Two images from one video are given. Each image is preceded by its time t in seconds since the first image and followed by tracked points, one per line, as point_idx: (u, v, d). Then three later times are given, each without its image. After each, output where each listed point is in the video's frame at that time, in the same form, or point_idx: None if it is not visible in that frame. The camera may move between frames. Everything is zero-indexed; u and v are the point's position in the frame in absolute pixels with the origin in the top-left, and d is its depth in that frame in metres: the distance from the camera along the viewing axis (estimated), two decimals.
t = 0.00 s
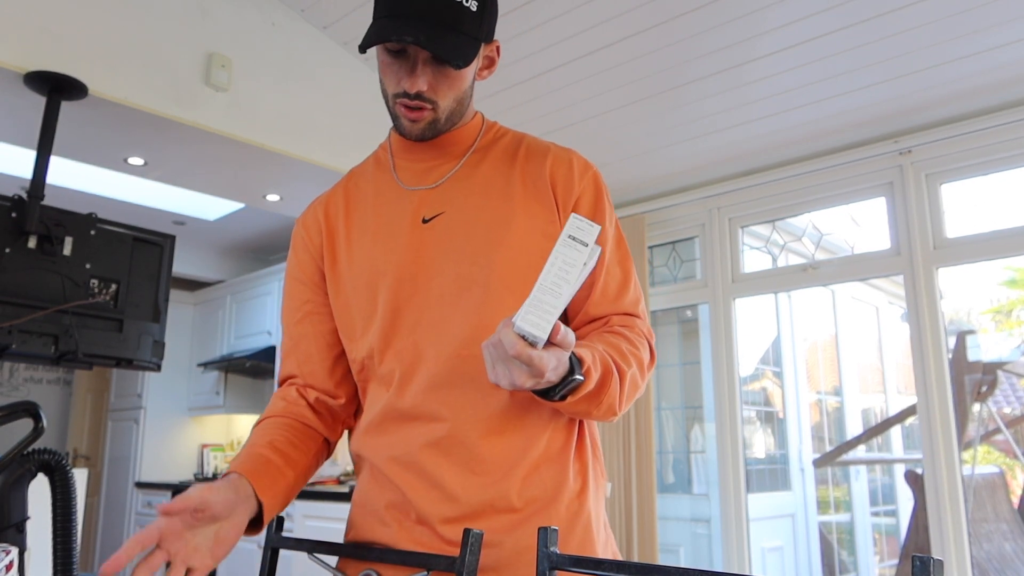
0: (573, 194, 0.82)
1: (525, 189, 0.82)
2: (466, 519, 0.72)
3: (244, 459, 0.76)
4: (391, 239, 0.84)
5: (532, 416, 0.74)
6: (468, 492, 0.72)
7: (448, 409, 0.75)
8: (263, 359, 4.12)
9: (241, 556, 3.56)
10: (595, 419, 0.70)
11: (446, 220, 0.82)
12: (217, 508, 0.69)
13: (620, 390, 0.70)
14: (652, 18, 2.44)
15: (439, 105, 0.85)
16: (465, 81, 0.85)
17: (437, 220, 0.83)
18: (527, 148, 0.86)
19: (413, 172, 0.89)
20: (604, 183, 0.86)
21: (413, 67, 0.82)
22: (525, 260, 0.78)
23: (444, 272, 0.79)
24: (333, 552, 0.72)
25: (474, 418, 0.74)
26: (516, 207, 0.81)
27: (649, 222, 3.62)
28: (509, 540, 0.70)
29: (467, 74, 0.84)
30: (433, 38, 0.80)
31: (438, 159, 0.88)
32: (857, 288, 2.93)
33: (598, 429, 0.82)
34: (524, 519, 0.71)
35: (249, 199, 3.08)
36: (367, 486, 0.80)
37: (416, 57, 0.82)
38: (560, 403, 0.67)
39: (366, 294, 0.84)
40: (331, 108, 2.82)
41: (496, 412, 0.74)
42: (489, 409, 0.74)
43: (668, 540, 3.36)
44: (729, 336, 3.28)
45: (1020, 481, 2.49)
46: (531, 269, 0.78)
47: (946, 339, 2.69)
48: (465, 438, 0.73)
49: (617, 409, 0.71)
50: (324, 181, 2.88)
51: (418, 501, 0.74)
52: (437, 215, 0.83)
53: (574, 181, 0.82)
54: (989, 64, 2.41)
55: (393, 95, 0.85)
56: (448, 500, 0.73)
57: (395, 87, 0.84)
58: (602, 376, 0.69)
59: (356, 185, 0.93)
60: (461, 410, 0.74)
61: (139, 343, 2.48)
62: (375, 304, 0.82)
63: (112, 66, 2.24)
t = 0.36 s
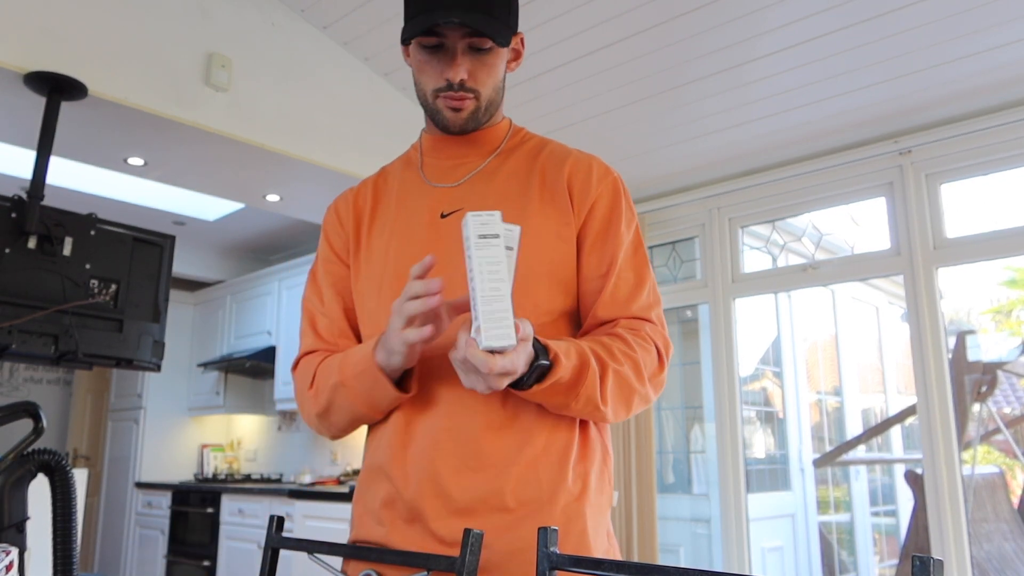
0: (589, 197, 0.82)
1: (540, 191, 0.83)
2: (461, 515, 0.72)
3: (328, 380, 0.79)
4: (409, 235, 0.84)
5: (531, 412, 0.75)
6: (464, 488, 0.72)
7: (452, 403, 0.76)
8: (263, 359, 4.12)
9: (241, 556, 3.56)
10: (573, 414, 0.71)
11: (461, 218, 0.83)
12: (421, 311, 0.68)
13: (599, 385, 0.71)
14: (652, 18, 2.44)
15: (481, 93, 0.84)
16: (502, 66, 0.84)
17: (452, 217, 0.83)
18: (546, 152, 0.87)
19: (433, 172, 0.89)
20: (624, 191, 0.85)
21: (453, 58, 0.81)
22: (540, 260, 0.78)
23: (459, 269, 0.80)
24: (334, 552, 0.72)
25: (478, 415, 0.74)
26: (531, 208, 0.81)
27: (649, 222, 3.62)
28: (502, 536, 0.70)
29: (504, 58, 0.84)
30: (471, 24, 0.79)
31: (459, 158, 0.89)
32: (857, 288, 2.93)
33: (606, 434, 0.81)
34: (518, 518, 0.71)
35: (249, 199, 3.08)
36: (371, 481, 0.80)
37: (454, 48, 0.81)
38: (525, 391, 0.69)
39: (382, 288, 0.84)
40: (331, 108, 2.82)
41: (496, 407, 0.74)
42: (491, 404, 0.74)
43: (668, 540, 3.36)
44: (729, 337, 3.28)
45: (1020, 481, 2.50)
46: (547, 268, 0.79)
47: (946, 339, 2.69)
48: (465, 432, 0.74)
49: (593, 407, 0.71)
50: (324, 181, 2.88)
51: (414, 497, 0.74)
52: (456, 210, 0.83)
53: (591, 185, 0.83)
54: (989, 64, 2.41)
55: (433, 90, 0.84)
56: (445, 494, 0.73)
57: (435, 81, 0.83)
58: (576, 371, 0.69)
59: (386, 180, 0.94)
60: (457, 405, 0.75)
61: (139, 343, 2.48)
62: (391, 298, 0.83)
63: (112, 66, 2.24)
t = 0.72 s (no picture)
0: (599, 202, 0.82)
1: (550, 194, 0.83)
2: (466, 514, 0.72)
3: (346, 363, 0.77)
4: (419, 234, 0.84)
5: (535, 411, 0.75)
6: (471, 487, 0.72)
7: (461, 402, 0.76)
8: (263, 359, 4.12)
9: (241, 556, 3.56)
10: (585, 401, 0.72)
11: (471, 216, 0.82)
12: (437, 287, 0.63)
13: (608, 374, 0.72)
14: (652, 18, 2.44)
15: (486, 89, 0.83)
16: (507, 65, 0.84)
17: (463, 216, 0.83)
18: (558, 157, 0.86)
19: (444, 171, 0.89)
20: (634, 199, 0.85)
21: (455, 56, 0.82)
22: (547, 262, 0.79)
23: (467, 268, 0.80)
24: (334, 552, 0.72)
25: (484, 415, 0.74)
26: (541, 210, 0.81)
27: (649, 222, 3.62)
28: (508, 536, 0.70)
29: (508, 57, 0.84)
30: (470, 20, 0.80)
31: (470, 158, 0.89)
32: (857, 288, 2.93)
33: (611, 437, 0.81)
34: (524, 518, 0.71)
35: (249, 200, 3.08)
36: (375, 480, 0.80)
37: (456, 46, 0.82)
38: (533, 377, 0.69)
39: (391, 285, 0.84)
40: (331, 108, 2.82)
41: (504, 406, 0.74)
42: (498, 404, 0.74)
43: (668, 540, 3.36)
44: (729, 337, 3.28)
45: (1020, 482, 2.50)
46: (554, 271, 0.79)
47: (946, 339, 2.69)
48: (472, 431, 0.74)
49: (603, 397, 0.72)
50: (324, 181, 2.88)
51: (419, 498, 0.73)
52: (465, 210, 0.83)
53: (602, 190, 0.83)
54: (989, 64, 2.41)
55: (438, 89, 0.84)
56: (452, 494, 0.73)
57: (439, 80, 0.83)
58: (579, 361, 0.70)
59: (396, 177, 0.94)
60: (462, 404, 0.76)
61: (139, 343, 2.48)
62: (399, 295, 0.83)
63: (112, 66, 2.24)
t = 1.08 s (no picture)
0: (593, 205, 0.82)
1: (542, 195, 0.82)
2: (461, 514, 0.72)
3: (304, 402, 0.80)
4: (411, 235, 0.84)
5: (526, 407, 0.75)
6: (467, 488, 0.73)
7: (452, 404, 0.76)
8: (263, 359, 4.12)
9: (241, 556, 3.56)
10: (632, 397, 0.74)
11: (462, 218, 0.83)
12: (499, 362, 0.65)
13: (647, 368, 0.75)
14: (652, 19, 2.44)
15: (458, 96, 0.84)
16: (476, 68, 0.84)
17: (452, 218, 0.83)
18: (549, 158, 0.87)
19: (433, 174, 0.90)
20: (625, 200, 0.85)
21: (422, 67, 0.82)
22: (538, 263, 0.78)
23: (458, 272, 0.79)
24: (334, 552, 0.72)
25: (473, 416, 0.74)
26: (534, 211, 0.81)
27: (649, 222, 3.62)
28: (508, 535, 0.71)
29: (476, 60, 0.83)
30: (429, 29, 0.79)
31: (457, 163, 0.89)
32: (857, 288, 2.93)
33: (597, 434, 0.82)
34: (522, 517, 0.72)
35: (249, 200, 3.08)
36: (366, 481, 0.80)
37: (421, 57, 0.82)
38: (592, 379, 0.71)
39: (378, 289, 0.83)
40: (331, 108, 2.82)
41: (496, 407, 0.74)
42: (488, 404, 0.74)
43: (668, 540, 3.36)
44: (729, 335, 3.29)
45: (1020, 481, 2.50)
46: (547, 274, 0.79)
47: (946, 339, 2.69)
48: (463, 432, 0.74)
49: (644, 394, 0.75)
50: (324, 181, 2.88)
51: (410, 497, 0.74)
52: (456, 212, 0.83)
53: (594, 192, 0.83)
54: (989, 64, 2.41)
55: (412, 101, 0.85)
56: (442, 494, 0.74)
57: (411, 92, 0.84)
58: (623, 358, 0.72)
59: (383, 181, 0.94)
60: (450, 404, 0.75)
61: (139, 343, 2.48)
62: (387, 300, 0.82)
63: (112, 66, 2.24)
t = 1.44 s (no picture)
0: (568, 206, 0.82)
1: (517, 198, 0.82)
2: (444, 514, 0.73)
3: (276, 413, 0.81)
4: (388, 242, 0.84)
5: (509, 411, 0.75)
6: (452, 490, 0.73)
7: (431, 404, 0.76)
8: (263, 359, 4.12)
9: (241, 556, 3.56)
10: (617, 398, 0.74)
11: (439, 224, 0.82)
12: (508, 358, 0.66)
13: (632, 368, 0.75)
14: (652, 19, 2.44)
15: (439, 105, 0.84)
16: (457, 77, 0.84)
17: (430, 223, 0.83)
18: (524, 161, 0.86)
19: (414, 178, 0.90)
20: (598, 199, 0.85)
21: (404, 77, 0.82)
22: (515, 267, 0.78)
23: (435, 276, 0.79)
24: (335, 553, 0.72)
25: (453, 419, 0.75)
26: (508, 215, 0.81)
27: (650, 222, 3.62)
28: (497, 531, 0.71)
29: (456, 70, 0.84)
30: (411, 41, 0.79)
31: (433, 168, 0.89)
32: (857, 288, 2.93)
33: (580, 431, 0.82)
34: (510, 516, 0.72)
35: (249, 200, 3.08)
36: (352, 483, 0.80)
37: (403, 67, 0.82)
38: (582, 381, 0.71)
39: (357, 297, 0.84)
40: (331, 108, 2.82)
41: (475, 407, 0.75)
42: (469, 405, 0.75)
43: (668, 540, 3.36)
44: (729, 335, 3.28)
45: (1020, 482, 2.50)
46: (522, 278, 0.79)
47: (946, 339, 2.69)
48: (447, 433, 0.74)
49: (629, 395, 0.75)
50: (323, 181, 2.88)
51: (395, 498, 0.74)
52: (433, 218, 0.83)
53: (569, 193, 0.83)
54: (988, 64, 2.41)
55: (393, 109, 0.85)
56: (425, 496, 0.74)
57: (393, 101, 0.84)
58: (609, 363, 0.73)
59: (361, 188, 0.94)
60: (422, 410, 0.76)
61: (139, 343, 2.48)
62: (365, 307, 0.82)
63: (112, 66, 2.24)
